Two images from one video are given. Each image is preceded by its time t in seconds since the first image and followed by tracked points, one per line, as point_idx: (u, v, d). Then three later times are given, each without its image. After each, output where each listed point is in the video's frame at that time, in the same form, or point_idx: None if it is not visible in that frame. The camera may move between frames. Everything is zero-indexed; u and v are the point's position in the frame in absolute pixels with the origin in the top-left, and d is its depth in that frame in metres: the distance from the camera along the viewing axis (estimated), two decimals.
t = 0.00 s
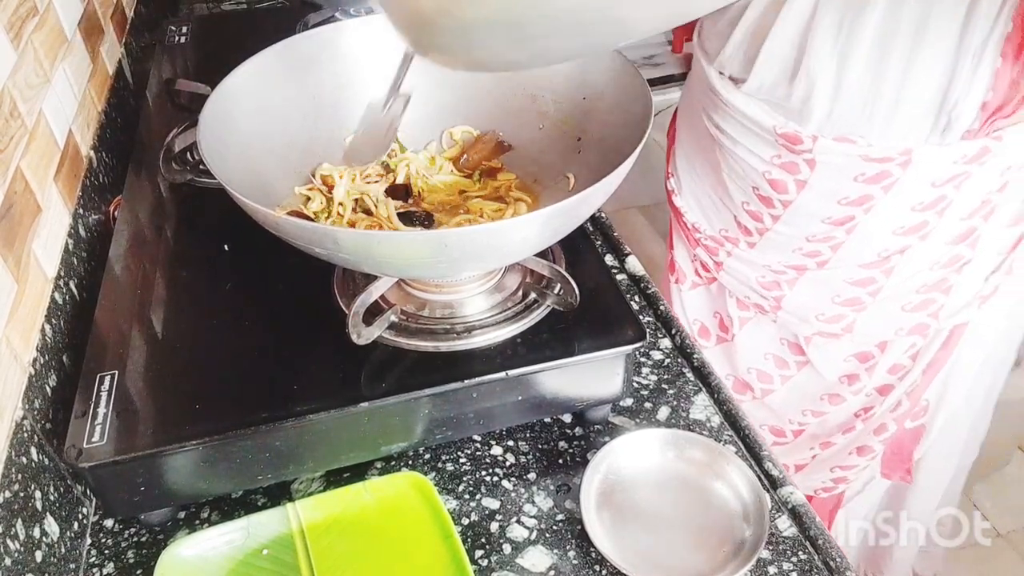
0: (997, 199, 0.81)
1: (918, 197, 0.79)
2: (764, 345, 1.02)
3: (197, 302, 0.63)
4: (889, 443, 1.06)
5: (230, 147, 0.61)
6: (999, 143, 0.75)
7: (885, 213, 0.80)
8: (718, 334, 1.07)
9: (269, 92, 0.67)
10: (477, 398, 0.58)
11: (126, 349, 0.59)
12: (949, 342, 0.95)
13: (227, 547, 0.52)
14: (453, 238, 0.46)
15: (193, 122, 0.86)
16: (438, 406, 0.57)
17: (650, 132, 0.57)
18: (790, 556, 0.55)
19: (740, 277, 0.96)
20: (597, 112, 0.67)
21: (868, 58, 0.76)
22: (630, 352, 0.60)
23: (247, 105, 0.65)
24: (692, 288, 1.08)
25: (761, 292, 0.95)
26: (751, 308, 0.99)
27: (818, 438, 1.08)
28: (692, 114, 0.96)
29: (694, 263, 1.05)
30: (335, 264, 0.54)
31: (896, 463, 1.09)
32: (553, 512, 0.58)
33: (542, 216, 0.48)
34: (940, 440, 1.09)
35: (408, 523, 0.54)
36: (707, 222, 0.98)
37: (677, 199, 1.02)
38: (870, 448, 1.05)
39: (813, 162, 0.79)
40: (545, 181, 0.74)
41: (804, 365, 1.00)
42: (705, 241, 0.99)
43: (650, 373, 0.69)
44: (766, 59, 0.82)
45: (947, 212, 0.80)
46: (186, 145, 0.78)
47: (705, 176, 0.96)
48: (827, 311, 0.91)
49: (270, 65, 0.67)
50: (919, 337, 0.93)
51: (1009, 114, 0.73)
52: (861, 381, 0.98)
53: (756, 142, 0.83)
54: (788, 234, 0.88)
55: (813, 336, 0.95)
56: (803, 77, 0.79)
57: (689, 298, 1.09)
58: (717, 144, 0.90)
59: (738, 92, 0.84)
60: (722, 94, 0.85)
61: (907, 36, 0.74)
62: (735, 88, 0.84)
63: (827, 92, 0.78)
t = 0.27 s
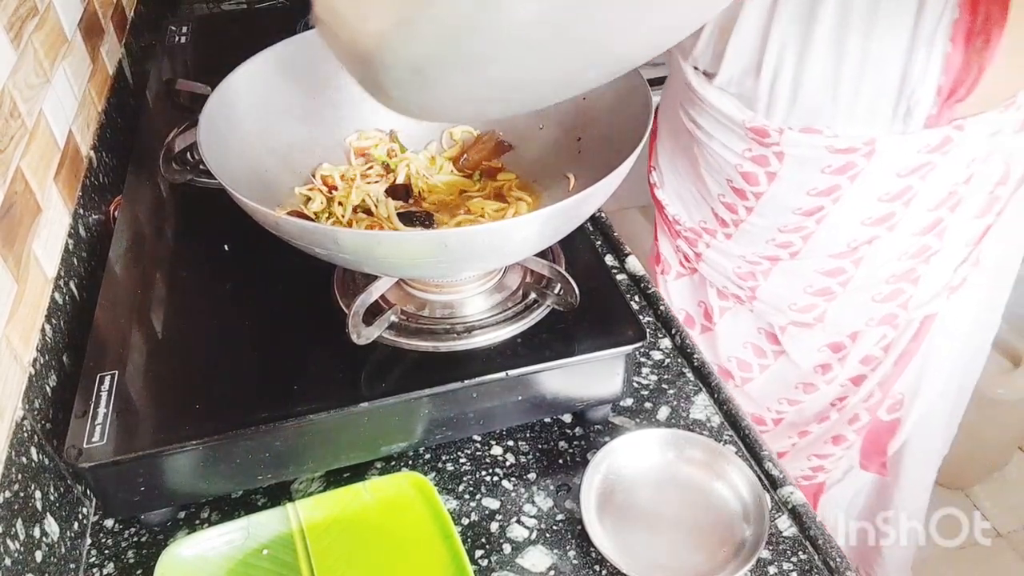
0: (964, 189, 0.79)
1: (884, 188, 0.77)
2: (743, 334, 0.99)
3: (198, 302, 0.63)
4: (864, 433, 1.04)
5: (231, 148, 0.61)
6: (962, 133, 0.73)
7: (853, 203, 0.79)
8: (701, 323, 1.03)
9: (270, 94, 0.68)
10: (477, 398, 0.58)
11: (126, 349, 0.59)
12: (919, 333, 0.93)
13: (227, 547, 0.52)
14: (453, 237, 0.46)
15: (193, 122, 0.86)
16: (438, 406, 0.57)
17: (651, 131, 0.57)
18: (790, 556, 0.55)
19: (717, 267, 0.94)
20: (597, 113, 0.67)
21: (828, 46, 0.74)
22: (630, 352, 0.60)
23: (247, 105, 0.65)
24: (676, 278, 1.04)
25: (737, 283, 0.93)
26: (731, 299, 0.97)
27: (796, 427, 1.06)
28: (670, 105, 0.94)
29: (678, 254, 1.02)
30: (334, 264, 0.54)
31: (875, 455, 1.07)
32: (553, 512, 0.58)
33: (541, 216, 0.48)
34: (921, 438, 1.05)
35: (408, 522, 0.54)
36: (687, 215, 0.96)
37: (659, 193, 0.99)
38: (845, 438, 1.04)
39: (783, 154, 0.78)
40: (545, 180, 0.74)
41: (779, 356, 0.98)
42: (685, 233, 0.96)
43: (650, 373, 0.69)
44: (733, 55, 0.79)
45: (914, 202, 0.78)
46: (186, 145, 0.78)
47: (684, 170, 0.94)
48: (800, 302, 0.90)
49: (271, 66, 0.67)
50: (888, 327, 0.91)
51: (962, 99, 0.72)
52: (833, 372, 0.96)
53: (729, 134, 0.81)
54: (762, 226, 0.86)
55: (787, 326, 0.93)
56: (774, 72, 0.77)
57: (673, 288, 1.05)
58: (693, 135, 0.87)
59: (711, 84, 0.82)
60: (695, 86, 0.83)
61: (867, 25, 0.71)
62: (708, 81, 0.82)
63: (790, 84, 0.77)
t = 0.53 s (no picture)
0: (937, 190, 0.82)
1: (861, 183, 0.79)
2: (727, 325, 1.02)
3: (197, 302, 0.63)
4: (836, 433, 1.05)
5: (230, 147, 0.61)
6: (935, 132, 0.76)
7: (830, 199, 0.81)
8: (691, 312, 1.05)
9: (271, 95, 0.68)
10: (477, 398, 0.58)
11: (126, 349, 0.58)
12: (893, 331, 0.96)
13: (227, 547, 0.52)
14: (453, 238, 0.46)
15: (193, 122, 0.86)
16: (438, 406, 0.57)
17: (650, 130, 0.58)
18: (790, 556, 0.55)
19: (700, 260, 0.96)
20: (598, 113, 0.68)
21: (808, 42, 0.79)
22: (630, 352, 0.60)
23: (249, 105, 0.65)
24: (664, 270, 1.06)
25: (719, 275, 0.95)
26: (716, 289, 0.99)
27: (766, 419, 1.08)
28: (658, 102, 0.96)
29: (665, 245, 1.04)
30: (334, 263, 0.54)
31: (848, 458, 1.08)
32: (553, 512, 0.58)
33: (542, 216, 0.48)
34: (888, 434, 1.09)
35: (408, 522, 0.54)
36: (672, 208, 0.97)
37: (644, 185, 1.01)
38: (814, 434, 1.04)
39: (763, 151, 0.80)
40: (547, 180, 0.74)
41: (761, 348, 1.00)
42: (670, 226, 0.98)
43: (650, 373, 0.69)
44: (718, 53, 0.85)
45: (890, 200, 0.81)
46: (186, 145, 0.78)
47: (670, 164, 0.96)
48: (778, 295, 0.92)
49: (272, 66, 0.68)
50: (863, 324, 0.93)
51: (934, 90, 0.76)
52: (808, 367, 0.98)
53: (711, 131, 0.84)
54: (743, 220, 0.88)
55: (767, 318, 0.95)
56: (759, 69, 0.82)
57: (662, 278, 1.07)
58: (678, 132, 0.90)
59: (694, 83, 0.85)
60: (681, 85, 0.86)
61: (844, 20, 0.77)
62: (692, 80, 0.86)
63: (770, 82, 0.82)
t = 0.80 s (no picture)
0: (920, 186, 0.82)
1: (844, 179, 0.80)
2: (714, 320, 1.03)
3: (197, 302, 0.63)
4: (822, 428, 1.05)
5: (229, 147, 0.61)
6: (917, 129, 0.77)
7: (814, 195, 0.82)
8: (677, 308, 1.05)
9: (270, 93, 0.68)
10: (477, 398, 0.58)
11: (126, 349, 0.58)
12: (876, 326, 0.95)
13: (227, 547, 0.52)
14: (454, 237, 0.46)
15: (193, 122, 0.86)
16: (439, 406, 0.57)
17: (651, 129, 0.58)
18: (790, 556, 0.55)
19: (688, 255, 0.96)
20: (597, 113, 0.68)
21: (790, 38, 0.77)
22: (630, 352, 0.60)
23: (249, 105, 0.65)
24: (652, 266, 1.05)
25: (706, 270, 0.95)
26: (703, 285, 0.99)
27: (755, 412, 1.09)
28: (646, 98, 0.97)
29: (654, 241, 1.03)
30: (333, 262, 0.54)
31: (835, 452, 1.07)
32: (553, 512, 0.58)
33: (542, 216, 0.48)
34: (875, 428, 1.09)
35: (408, 523, 0.54)
36: (660, 203, 0.98)
37: (633, 180, 1.01)
38: (799, 426, 1.05)
39: (748, 146, 0.81)
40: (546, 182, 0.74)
41: (749, 341, 1.01)
42: (658, 222, 0.98)
43: (650, 373, 0.69)
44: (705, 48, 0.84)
45: (873, 196, 0.81)
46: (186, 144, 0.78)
47: (658, 159, 0.96)
48: (764, 290, 0.93)
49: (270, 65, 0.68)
50: (847, 320, 0.95)
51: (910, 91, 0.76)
52: (795, 361, 1.00)
53: (698, 126, 0.85)
54: (729, 215, 0.88)
55: (753, 313, 0.96)
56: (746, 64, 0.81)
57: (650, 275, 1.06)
58: (666, 127, 0.90)
59: (681, 78, 0.85)
60: (668, 80, 0.86)
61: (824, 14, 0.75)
62: (679, 76, 0.86)
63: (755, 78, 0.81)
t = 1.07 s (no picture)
0: (908, 186, 0.82)
1: (832, 179, 0.80)
2: (706, 319, 1.03)
3: (196, 302, 0.63)
4: (813, 427, 1.06)
5: (230, 146, 0.61)
6: (905, 130, 0.77)
7: (801, 195, 0.82)
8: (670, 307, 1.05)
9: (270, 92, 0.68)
10: (477, 398, 0.58)
11: (126, 349, 0.58)
12: (866, 326, 0.95)
13: (227, 547, 0.52)
14: (453, 237, 0.46)
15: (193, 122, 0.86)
16: (439, 406, 0.57)
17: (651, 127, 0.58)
18: (790, 556, 0.55)
19: (681, 254, 0.96)
20: (596, 112, 0.68)
21: (778, 38, 0.77)
22: (630, 352, 0.60)
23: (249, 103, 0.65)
24: (646, 263, 1.05)
25: (698, 269, 0.95)
26: (695, 283, 0.99)
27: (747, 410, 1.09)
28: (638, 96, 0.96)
29: (647, 240, 1.03)
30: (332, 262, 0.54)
31: (825, 452, 1.08)
32: (553, 512, 0.58)
33: (541, 216, 0.48)
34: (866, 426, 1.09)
35: (408, 523, 0.54)
36: (653, 202, 0.98)
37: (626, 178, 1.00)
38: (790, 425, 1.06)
39: (736, 145, 0.81)
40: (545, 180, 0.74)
41: (741, 340, 1.02)
42: (650, 221, 0.98)
43: (650, 373, 0.69)
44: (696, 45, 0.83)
45: (861, 196, 0.82)
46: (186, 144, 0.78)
47: (649, 158, 0.96)
48: (754, 289, 0.93)
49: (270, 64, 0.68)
50: (837, 319, 0.94)
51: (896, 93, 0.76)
52: (785, 360, 1.00)
53: (688, 125, 0.84)
54: (719, 214, 0.88)
55: (744, 312, 0.96)
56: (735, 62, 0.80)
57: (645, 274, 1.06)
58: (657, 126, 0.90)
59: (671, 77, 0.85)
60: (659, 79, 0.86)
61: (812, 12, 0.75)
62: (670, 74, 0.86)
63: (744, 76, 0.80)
